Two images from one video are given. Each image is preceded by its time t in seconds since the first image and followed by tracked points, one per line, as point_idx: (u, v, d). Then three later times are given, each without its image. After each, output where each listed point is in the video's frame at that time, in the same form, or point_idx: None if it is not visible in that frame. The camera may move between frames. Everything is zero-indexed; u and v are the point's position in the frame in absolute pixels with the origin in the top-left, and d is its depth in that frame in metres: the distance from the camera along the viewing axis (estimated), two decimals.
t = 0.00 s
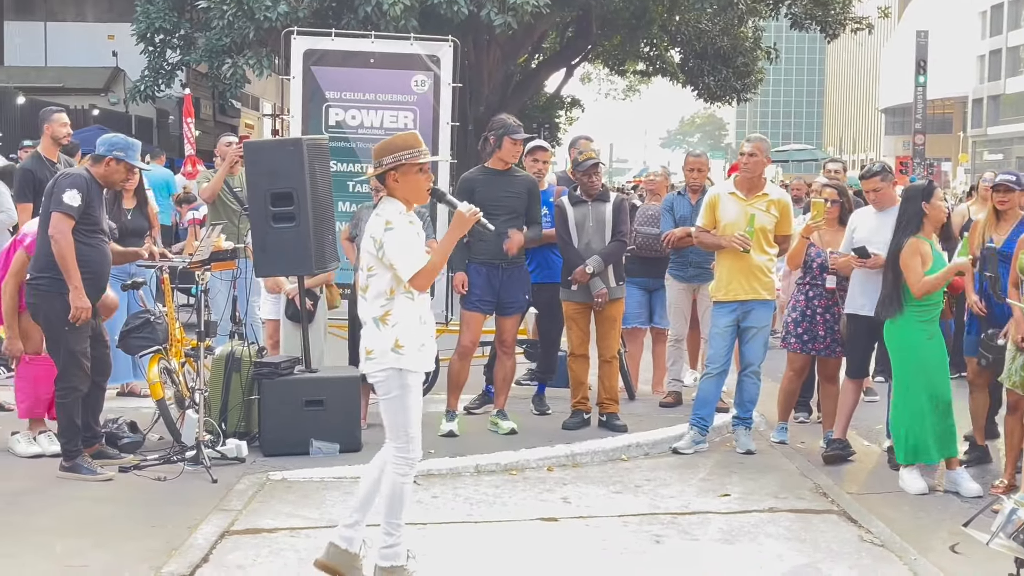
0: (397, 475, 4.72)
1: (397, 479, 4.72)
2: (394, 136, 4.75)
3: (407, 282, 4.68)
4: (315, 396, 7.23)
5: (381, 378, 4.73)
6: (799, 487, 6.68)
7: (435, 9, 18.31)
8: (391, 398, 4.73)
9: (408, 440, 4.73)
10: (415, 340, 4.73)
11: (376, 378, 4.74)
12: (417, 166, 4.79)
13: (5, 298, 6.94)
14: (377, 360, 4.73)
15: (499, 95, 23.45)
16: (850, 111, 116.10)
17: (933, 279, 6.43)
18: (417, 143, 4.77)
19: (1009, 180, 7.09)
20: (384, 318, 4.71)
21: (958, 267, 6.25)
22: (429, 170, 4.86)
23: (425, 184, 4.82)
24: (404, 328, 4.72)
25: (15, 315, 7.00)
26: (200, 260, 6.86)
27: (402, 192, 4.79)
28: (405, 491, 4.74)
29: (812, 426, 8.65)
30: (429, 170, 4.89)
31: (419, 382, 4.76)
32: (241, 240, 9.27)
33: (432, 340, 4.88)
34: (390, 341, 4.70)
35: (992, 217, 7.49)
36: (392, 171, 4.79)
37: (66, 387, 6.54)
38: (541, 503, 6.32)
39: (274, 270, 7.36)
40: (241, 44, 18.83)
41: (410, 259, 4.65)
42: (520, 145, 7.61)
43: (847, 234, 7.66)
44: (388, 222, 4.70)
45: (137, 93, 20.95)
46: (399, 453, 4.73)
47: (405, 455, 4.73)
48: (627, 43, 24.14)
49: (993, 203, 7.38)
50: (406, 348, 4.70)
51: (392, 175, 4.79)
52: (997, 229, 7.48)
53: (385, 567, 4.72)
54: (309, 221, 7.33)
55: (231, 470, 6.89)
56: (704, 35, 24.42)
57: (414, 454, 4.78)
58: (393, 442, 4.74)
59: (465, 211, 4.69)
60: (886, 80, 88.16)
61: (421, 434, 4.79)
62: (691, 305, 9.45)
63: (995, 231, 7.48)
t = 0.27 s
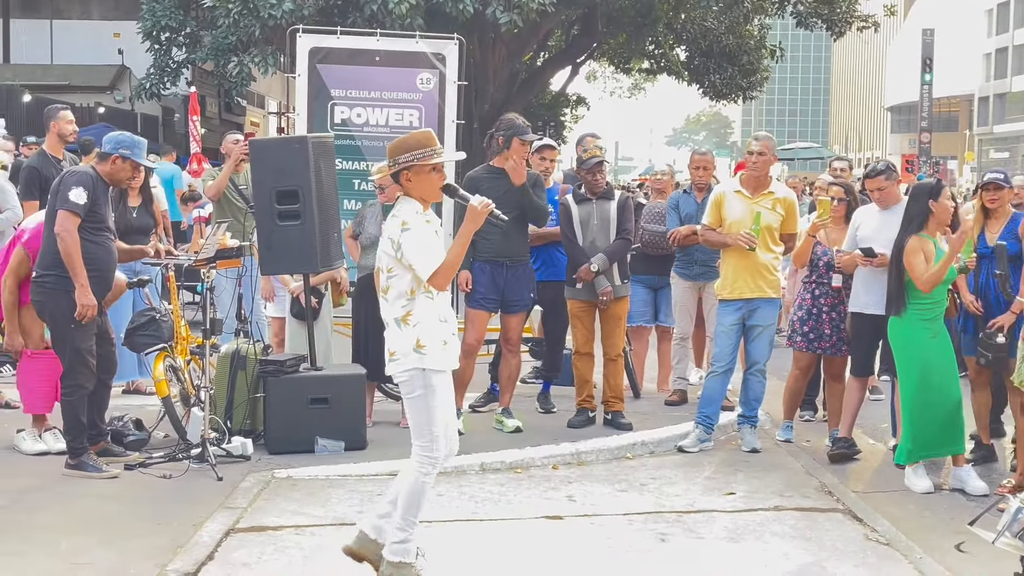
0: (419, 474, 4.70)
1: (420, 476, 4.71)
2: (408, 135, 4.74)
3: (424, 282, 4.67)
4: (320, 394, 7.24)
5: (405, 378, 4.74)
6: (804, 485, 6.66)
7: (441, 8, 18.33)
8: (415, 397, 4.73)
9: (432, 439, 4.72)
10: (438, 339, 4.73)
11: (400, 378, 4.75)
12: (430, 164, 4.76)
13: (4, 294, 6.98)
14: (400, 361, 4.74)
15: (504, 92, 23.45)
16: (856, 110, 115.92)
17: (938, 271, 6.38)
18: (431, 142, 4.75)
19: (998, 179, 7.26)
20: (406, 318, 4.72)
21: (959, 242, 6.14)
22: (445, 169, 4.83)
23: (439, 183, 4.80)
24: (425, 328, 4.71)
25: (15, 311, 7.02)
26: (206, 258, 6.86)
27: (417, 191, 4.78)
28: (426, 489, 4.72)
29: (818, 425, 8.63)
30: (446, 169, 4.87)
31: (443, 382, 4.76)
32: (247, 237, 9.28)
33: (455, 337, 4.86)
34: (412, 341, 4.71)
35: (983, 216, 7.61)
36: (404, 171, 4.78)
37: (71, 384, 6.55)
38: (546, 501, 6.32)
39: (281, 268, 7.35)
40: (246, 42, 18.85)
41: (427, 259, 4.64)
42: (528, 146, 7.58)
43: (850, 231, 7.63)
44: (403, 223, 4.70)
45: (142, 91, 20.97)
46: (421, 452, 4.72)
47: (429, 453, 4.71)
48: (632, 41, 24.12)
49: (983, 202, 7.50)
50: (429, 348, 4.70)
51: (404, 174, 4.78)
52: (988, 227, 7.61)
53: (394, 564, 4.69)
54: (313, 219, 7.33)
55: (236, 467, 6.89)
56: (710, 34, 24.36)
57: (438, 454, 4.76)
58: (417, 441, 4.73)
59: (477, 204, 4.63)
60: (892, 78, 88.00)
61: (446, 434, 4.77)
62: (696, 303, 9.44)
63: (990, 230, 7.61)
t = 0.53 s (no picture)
0: (435, 474, 4.70)
1: (435, 476, 4.70)
2: (417, 138, 4.73)
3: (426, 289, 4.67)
4: (325, 392, 7.25)
5: (417, 381, 4.73)
6: (809, 484, 6.66)
7: (445, 6, 18.34)
8: (429, 398, 4.73)
9: (447, 438, 4.72)
10: (449, 342, 4.74)
11: (412, 381, 4.74)
12: (440, 166, 4.76)
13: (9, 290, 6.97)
14: (412, 364, 4.73)
15: (508, 91, 23.46)
16: (861, 108, 115.79)
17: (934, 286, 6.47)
18: (440, 145, 4.74)
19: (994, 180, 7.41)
20: (415, 322, 4.73)
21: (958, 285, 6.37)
22: (456, 171, 4.82)
23: (449, 186, 4.80)
24: (435, 331, 4.72)
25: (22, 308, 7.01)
26: (210, 256, 6.88)
27: (428, 195, 4.78)
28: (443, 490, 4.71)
29: (822, 424, 8.62)
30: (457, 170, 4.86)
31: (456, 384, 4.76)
32: (251, 235, 9.28)
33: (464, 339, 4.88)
34: (423, 344, 4.71)
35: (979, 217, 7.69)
36: (415, 174, 4.78)
37: (77, 383, 6.56)
38: (550, 500, 6.32)
39: (285, 267, 7.35)
40: (251, 41, 18.88)
41: (431, 266, 4.63)
42: (532, 144, 7.64)
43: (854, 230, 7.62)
44: (411, 228, 4.70)
45: (147, 89, 21.01)
46: (437, 452, 4.72)
47: (445, 453, 4.71)
48: (637, 40, 24.12)
49: (979, 203, 7.60)
50: (440, 351, 4.71)
51: (415, 177, 4.78)
52: (985, 227, 7.66)
53: (406, 561, 4.70)
54: (318, 218, 7.34)
55: (241, 466, 6.90)
56: (714, 32, 24.37)
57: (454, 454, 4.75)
58: (432, 442, 4.72)
59: (482, 216, 4.62)
60: (897, 77, 87.90)
61: (460, 433, 4.77)
62: (701, 302, 9.43)
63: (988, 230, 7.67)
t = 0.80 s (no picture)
0: (435, 472, 4.69)
1: (436, 474, 4.69)
2: (417, 139, 4.69)
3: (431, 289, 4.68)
4: (329, 391, 7.25)
5: (421, 379, 4.73)
6: (812, 483, 6.66)
7: (449, 5, 18.34)
8: (431, 395, 4.72)
9: (447, 436, 4.72)
10: (453, 340, 4.75)
11: (415, 379, 4.75)
12: (443, 165, 4.75)
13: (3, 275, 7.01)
14: (416, 362, 4.74)
15: (512, 90, 23.46)
16: (865, 107, 115.68)
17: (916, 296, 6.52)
18: (441, 143, 4.73)
19: (995, 178, 7.39)
20: (420, 320, 4.73)
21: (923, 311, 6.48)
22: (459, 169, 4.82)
23: (453, 184, 4.79)
24: (440, 329, 4.73)
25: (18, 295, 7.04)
26: (214, 255, 6.89)
27: (435, 196, 4.80)
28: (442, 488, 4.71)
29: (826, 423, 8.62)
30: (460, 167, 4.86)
31: (459, 382, 4.76)
32: (255, 233, 9.29)
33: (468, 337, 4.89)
34: (427, 342, 4.71)
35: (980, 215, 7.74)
36: (419, 174, 4.77)
37: (80, 381, 6.56)
38: (553, 499, 6.32)
39: (290, 265, 7.37)
40: (255, 39, 18.90)
41: (437, 266, 4.63)
42: (532, 141, 7.62)
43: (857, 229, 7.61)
44: (416, 228, 4.70)
45: (151, 88, 21.03)
46: (437, 450, 4.72)
47: (446, 451, 4.71)
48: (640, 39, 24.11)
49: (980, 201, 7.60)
50: (445, 349, 4.71)
51: (420, 177, 4.77)
52: (986, 225, 7.71)
53: (404, 561, 4.70)
54: (322, 217, 7.34)
55: (245, 464, 6.91)
56: (718, 31, 24.36)
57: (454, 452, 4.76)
58: (434, 439, 4.72)
59: (485, 215, 4.62)
60: (901, 76, 87.80)
61: (461, 431, 4.77)
62: (705, 301, 9.42)
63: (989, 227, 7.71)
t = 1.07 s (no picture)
0: (440, 464, 4.70)
1: (441, 467, 4.70)
2: (415, 132, 4.72)
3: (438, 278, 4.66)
4: (331, 389, 7.24)
5: (417, 371, 4.72)
6: (814, 483, 6.65)
7: (452, 3, 18.32)
8: (429, 388, 4.71)
9: (449, 429, 4.72)
10: (449, 333, 4.74)
11: (412, 371, 4.73)
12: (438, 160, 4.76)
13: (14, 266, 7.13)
14: (412, 354, 4.72)
15: (514, 89, 23.46)
16: (868, 106, 115.57)
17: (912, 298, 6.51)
18: (440, 139, 4.75)
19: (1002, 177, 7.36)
20: (418, 312, 4.72)
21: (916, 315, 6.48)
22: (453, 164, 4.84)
23: (448, 179, 4.81)
24: (437, 321, 4.72)
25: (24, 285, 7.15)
26: (216, 253, 6.89)
27: (428, 188, 4.79)
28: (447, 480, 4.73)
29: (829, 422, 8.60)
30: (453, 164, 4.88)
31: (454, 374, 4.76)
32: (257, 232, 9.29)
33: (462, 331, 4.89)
34: (424, 335, 4.70)
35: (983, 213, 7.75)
36: (413, 168, 4.78)
37: (82, 380, 6.56)
38: (555, 498, 6.32)
39: (291, 263, 7.36)
40: (258, 38, 18.92)
41: (442, 255, 4.63)
42: (533, 139, 7.60)
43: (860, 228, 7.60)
44: (416, 220, 4.70)
45: (153, 86, 21.04)
46: (440, 443, 4.72)
47: (449, 443, 4.72)
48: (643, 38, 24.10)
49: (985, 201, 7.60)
50: (441, 341, 4.71)
51: (413, 171, 4.78)
52: (991, 224, 7.66)
53: (409, 556, 4.70)
54: (324, 214, 7.34)
55: (246, 463, 6.91)
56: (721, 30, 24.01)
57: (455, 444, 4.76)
58: (434, 431, 4.72)
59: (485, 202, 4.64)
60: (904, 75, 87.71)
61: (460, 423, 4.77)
62: (707, 300, 9.41)
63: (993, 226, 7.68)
